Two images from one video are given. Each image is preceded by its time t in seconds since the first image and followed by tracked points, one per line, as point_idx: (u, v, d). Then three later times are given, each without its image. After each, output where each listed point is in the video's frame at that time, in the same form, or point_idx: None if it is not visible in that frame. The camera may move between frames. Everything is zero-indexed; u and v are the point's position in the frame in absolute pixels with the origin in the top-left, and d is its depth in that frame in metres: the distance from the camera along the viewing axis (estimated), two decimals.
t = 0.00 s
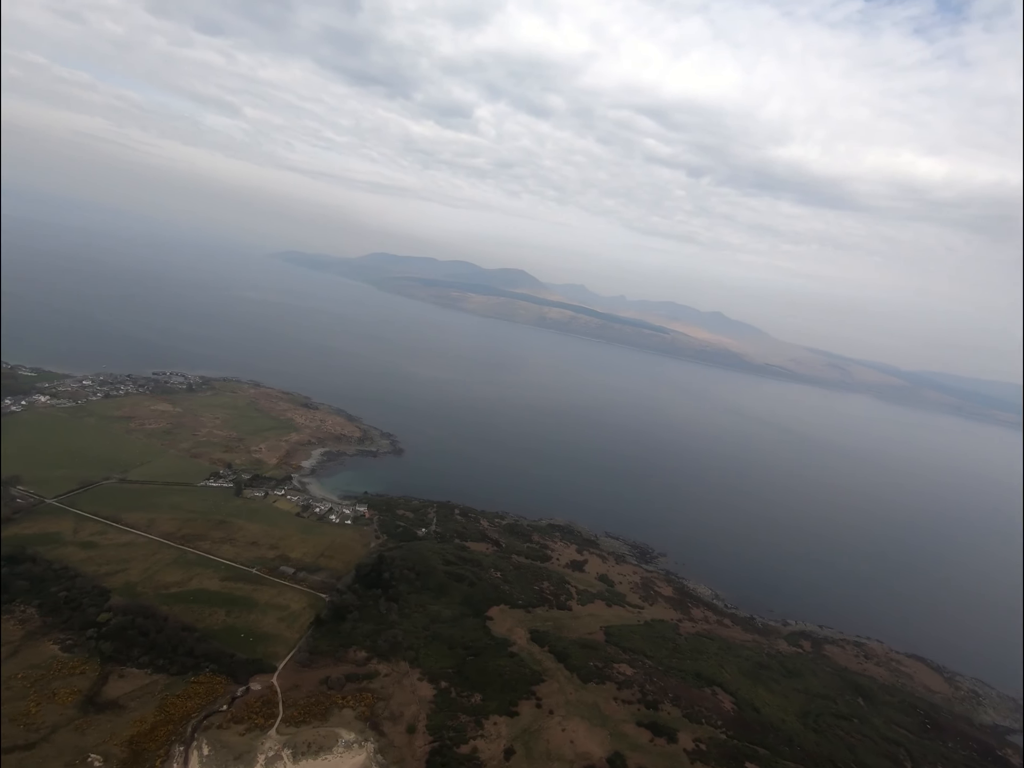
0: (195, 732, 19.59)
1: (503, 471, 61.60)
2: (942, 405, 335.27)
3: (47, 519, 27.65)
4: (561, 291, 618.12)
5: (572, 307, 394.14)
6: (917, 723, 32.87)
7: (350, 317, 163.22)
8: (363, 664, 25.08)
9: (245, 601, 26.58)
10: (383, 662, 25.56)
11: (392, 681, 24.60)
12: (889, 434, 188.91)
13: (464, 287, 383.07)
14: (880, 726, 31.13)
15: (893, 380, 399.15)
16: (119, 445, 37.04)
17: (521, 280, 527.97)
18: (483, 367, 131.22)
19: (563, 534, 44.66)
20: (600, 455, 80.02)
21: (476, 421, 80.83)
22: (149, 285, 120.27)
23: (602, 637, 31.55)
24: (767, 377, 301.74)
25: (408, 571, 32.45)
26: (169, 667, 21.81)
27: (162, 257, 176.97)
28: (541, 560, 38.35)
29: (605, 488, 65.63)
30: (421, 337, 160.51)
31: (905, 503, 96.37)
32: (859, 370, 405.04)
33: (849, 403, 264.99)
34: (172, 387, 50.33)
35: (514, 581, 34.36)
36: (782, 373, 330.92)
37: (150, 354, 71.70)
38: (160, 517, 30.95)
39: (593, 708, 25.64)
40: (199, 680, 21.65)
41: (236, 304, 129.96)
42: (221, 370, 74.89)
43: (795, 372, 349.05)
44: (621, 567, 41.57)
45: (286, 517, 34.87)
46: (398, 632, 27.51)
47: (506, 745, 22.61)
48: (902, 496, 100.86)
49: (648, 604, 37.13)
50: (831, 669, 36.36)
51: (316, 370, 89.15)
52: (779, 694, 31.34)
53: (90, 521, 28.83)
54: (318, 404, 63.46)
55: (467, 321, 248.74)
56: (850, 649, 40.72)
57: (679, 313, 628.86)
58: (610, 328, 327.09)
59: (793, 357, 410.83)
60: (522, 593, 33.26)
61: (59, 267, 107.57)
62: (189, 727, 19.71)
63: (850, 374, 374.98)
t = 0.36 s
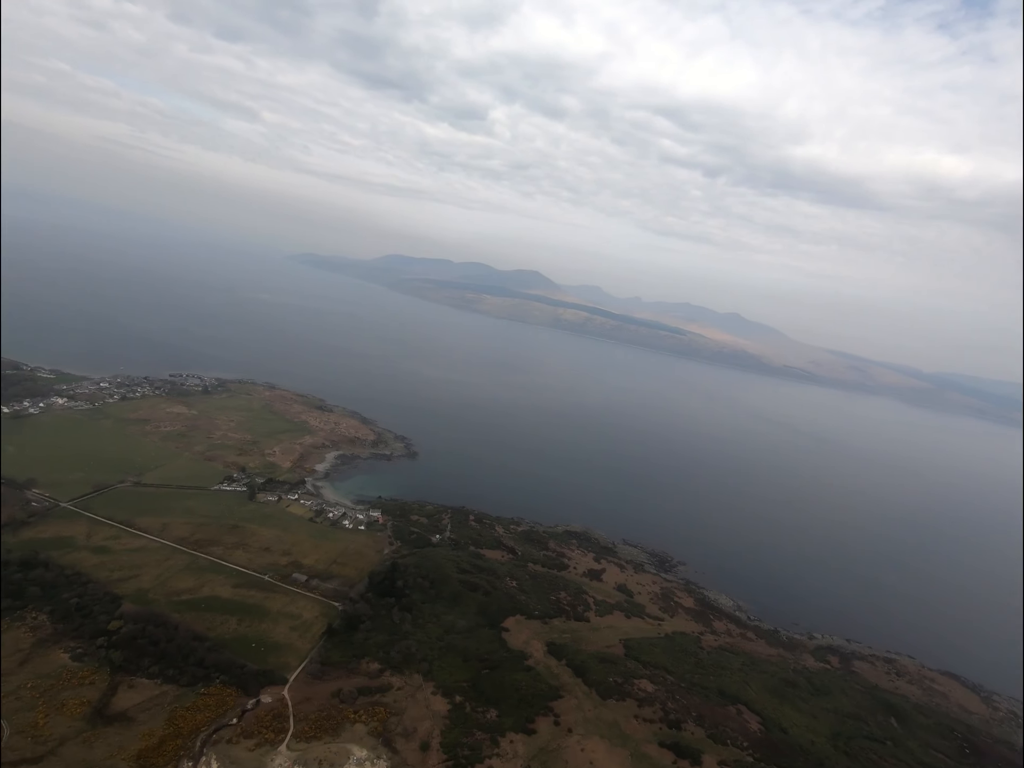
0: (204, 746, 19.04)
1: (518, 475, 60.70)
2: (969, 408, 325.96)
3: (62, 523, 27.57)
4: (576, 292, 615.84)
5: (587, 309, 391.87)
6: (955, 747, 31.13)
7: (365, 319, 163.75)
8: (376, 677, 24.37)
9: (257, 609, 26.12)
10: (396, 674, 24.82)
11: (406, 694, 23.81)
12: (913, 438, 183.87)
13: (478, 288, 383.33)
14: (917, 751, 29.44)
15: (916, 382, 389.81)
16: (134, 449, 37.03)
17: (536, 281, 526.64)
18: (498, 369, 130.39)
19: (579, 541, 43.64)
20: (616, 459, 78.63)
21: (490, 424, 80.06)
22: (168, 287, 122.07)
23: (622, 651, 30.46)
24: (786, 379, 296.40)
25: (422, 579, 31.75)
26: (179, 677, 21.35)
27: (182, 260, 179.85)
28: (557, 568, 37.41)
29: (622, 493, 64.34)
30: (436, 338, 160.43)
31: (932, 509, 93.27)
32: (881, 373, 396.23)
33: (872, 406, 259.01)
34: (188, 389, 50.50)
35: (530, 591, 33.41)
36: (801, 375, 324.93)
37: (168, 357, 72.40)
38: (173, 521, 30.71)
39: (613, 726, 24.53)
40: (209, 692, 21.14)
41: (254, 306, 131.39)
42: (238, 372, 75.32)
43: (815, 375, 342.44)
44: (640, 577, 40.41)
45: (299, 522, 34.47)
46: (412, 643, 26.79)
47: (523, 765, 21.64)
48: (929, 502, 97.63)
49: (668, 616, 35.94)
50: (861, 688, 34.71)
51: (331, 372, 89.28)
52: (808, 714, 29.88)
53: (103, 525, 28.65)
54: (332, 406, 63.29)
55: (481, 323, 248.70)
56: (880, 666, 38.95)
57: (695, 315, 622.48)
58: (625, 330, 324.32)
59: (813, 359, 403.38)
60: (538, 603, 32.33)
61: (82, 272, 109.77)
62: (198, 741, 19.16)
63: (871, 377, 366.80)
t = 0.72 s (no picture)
0: (211, 762, 18.48)
1: (532, 479, 59.68)
2: (997, 411, 316.51)
3: (74, 528, 27.41)
4: (590, 293, 612.96)
5: (602, 310, 388.98)
6: None
7: (379, 320, 164.08)
8: (388, 690, 23.64)
9: (267, 617, 25.59)
10: (408, 688, 24.06)
11: (418, 709, 23.04)
12: (939, 442, 178.54)
13: (492, 290, 382.93)
14: None
15: (940, 385, 379.79)
16: (149, 451, 36.96)
17: (550, 282, 524.55)
18: (512, 371, 129.54)
19: (596, 549, 42.56)
20: (632, 462, 77.22)
21: (504, 426, 79.17)
22: (186, 290, 123.50)
23: (641, 665, 29.37)
24: (805, 382, 290.75)
25: (436, 587, 31.01)
26: (188, 689, 20.86)
27: (200, 262, 182.18)
28: (574, 577, 36.42)
29: (638, 497, 62.98)
30: (450, 340, 160.13)
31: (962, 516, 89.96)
32: (904, 375, 387.07)
33: (895, 409, 252.65)
34: (203, 391, 50.53)
35: (546, 602, 32.48)
36: (821, 378, 318.68)
37: (185, 358, 72.86)
38: (186, 526, 30.40)
39: (634, 746, 23.45)
40: (218, 705, 20.60)
41: (270, 308, 132.34)
42: (253, 373, 75.55)
43: (835, 377, 335.57)
44: (660, 587, 39.26)
45: (312, 527, 33.98)
46: (425, 654, 26.02)
47: None
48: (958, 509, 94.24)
49: (689, 629, 34.73)
50: (893, 709, 33.05)
51: (345, 374, 89.32)
52: (838, 736, 28.42)
53: (116, 529, 28.46)
54: (346, 409, 62.99)
55: (495, 325, 248.21)
56: (912, 684, 37.18)
57: (711, 316, 615.16)
58: (640, 331, 321.14)
59: (832, 361, 395.65)
60: (554, 614, 31.38)
61: (103, 274, 111.53)
62: (205, 756, 18.62)
63: (893, 379, 358.52)
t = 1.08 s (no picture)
0: None
1: (548, 483, 58.56)
2: None
3: (87, 534, 27.24)
4: (605, 294, 609.34)
5: (617, 311, 385.81)
6: None
7: (394, 322, 164.22)
8: (399, 704, 22.90)
9: (278, 627, 25.05)
10: (420, 702, 23.29)
11: (431, 725, 22.26)
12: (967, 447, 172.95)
13: (506, 291, 382.31)
14: None
15: (966, 388, 369.49)
16: (163, 454, 36.89)
17: (565, 283, 522.05)
18: (527, 373, 128.45)
19: (614, 558, 41.46)
20: (649, 466, 75.75)
21: (518, 429, 78.18)
22: (204, 292, 124.79)
23: (662, 682, 28.25)
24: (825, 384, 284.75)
25: (449, 596, 30.27)
26: (196, 701, 20.34)
27: (218, 265, 184.39)
28: (591, 588, 35.39)
29: (656, 501, 61.51)
30: (464, 342, 159.66)
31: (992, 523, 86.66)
32: (928, 378, 377.55)
33: (919, 413, 246.09)
34: (218, 394, 50.51)
35: (563, 613, 31.54)
36: (842, 380, 311.92)
37: (201, 360, 73.24)
38: (198, 531, 30.10)
39: None
40: (226, 719, 20.05)
41: (285, 310, 133.08)
42: (268, 375, 75.72)
43: (857, 380, 328.24)
44: (680, 598, 38.06)
45: (324, 533, 33.46)
46: (439, 667, 25.24)
47: None
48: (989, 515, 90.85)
49: (710, 643, 33.48)
50: (928, 731, 31.36)
51: (360, 376, 89.27)
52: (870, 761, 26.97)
53: (128, 534, 28.26)
54: (360, 412, 62.60)
55: (509, 326, 247.47)
56: (947, 705, 35.40)
57: (728, 317, 607.19)
58: (656, 332, 317.67)
59: (853, 363, 387.37)
60: (571, 627, 30.43)
61: (124, 278, 113.19)
62: None
63: (917, 382, 349.58)
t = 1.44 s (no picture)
0: None
1: (562, 486, 57.56)
2: None
3: (100, 538, 27.01)
4: (619, 295, 605.78)
5: (631, 312, 382.48)
6: None
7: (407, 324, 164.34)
8: (412, 719, 22.13)
9: (289, 636, 24.46)
10: (434, 717, 22.51)
11: (445, 742, 21.44)
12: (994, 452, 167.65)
13: (520, 292, 381.33)
14: None
15: (992, 391, 359.54)
16: (177, 456, 36.74)
17: (578, 284, 519.82)
18: (540, 375, 127.43)
19: (632, 566, 40.36)
20: (666, 470, 74.25)
21: (532, 432, 77.25)
22: (221, 294, 126.05)
23: (683, 698, 27.17)
24: (845, 387, 278.94)
25: (463, 606, 29.48)
26: (205, 714, 19.76)
27: (234, 267, 186.20)
28: (609, 598, 34.37)
29: (674, 506, 60.07)
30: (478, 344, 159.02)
31: None
32: (952, 381, 368.17)
33: (943, 416, 239.75)
34: (232, 395, 50.42)
35: (580, 624, 30.58)
36: (862, 383, 305.43)
37: (216, 361, 73.54)
38: (210, 535, 29.74)
39: None
40: (235, 734, 19.43)
41: (300, 311, 133.73)
42: (282, 376, 75.81)
43: (877, 382, 321.12)
44: (700, 609, 36.85)
45: (337, 538, 32.92)
46: (452, 680, 24.46)
47: None
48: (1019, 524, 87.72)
49: (733, 657, 32.24)
50: (965, 756, 29.75)
51: (373, 378, 89.06)
52: None
53: (140, 538, 27.95)
54: (373, 414, 62.21)
55: (523, 327, 246.47)
56: (984, 727, 33.65)
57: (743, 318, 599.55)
58: (671, 334, 314.21)
59: (873, 365, 379.48)
60: (589, 639, 29.46)
61: (142, 280, 114.66)
62: None
63: (940, 385, 340.91)
